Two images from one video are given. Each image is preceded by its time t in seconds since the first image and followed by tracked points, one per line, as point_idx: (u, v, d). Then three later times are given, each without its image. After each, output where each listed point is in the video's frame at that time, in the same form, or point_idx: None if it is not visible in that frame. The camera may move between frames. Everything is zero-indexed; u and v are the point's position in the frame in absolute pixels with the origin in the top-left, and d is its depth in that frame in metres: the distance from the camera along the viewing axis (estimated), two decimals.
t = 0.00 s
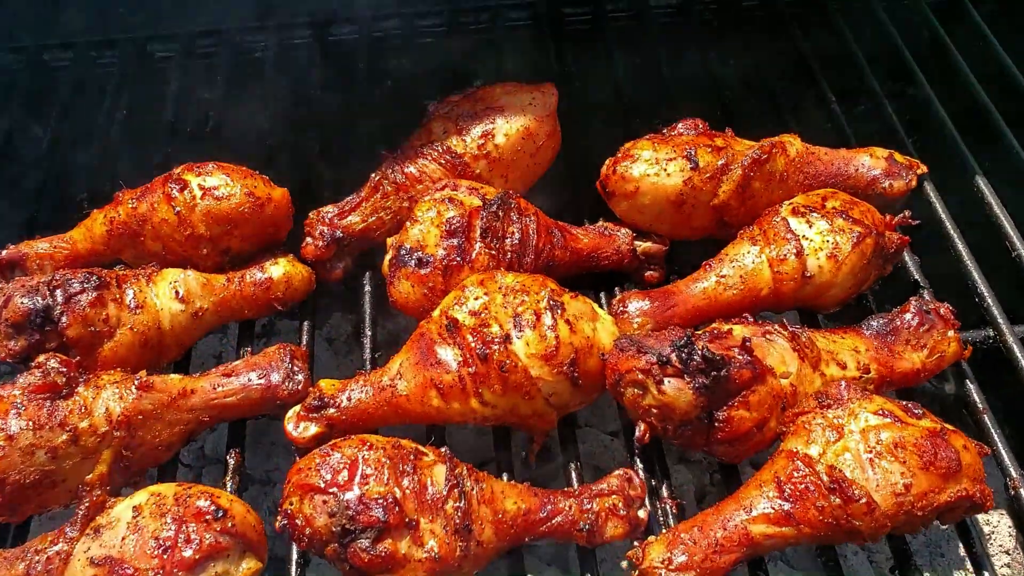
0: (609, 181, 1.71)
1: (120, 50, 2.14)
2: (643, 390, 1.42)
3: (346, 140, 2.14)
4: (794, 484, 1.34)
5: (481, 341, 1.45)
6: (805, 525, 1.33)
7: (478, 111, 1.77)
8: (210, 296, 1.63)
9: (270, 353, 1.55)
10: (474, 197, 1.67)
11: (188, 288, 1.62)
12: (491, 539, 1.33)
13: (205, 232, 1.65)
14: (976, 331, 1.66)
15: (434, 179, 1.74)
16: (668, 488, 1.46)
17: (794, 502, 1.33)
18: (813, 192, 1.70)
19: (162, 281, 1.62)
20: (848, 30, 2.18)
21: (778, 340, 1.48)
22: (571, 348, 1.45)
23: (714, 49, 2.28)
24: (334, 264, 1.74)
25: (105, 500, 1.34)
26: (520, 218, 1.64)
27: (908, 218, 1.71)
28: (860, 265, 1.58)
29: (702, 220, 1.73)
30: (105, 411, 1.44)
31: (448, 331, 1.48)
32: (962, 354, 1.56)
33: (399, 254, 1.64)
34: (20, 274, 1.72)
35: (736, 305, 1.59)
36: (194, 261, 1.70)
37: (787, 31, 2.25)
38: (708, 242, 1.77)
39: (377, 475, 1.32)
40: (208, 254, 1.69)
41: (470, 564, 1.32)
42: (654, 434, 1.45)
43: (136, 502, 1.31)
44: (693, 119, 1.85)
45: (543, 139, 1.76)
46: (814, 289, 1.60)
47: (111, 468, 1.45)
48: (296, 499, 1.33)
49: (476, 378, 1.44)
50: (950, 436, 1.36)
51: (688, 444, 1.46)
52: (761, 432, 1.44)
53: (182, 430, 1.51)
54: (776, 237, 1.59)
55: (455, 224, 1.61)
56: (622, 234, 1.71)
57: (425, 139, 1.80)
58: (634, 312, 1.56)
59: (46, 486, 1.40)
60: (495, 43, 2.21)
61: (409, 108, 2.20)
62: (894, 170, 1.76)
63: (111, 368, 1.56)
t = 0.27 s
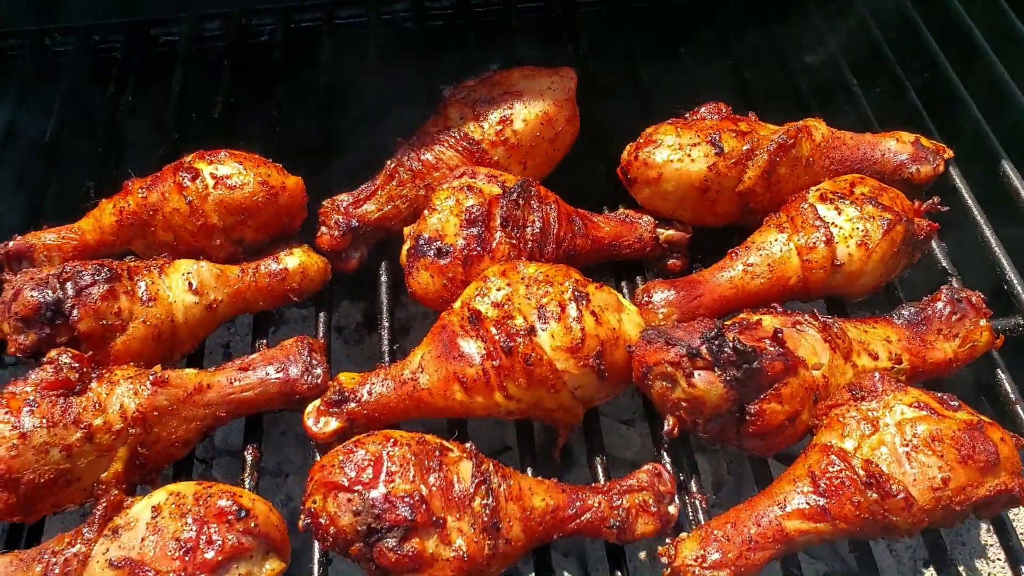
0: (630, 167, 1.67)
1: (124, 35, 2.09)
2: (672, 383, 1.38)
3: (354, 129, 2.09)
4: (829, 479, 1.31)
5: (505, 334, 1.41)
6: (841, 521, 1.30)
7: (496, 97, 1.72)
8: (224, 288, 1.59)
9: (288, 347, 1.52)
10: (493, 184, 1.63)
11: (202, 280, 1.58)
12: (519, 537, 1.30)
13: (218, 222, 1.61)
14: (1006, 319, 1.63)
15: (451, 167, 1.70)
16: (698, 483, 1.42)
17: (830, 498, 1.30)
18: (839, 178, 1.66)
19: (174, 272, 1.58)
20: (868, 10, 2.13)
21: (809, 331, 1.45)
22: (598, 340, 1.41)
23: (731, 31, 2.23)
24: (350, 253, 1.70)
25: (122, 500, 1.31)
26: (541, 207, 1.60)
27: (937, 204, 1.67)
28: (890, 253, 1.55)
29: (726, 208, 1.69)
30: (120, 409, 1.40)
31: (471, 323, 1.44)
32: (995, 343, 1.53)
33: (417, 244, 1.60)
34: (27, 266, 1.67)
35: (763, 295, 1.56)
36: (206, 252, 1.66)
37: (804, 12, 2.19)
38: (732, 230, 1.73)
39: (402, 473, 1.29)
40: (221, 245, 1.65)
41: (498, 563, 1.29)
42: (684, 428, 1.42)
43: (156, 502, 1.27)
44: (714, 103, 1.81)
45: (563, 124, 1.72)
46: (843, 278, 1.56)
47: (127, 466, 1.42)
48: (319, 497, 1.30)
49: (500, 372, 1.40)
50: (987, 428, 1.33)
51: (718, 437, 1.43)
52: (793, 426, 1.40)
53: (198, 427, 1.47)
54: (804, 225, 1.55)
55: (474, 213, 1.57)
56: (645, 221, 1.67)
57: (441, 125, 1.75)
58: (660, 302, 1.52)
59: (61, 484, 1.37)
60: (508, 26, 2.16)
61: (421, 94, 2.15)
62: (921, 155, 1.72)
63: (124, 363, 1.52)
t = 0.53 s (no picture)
0: (670, 158, 1.63)
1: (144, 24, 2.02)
2: (722, 380, 1.36)
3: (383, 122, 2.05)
4: (885, 477, 1.29)
5: (550, 330, 1.38)
6: (897, 520, 1.28)
7: (532, 87, 1.69)
8: (258, 282, 1.56)
9: (326, 343, 1.49)
10: (531, 176, 1.59)
11: (236, 274, 1.55)
12: (569, 537, 1.28)
13: (251, 215, 1.58)
14: None
15: (487, 159, 1.67)
16: (746, 482, 1.40)
17: (885, 496, 1.28)
18: (883, 170, 1.63)
19: (208, 267, 1.55)
20: None
21: (859, 326, 1.42)
22: (644, 336, 1.38)
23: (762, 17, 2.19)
24: (383, 247, 1.67)
25: (164, 500, 1.28)
26: (580, 199, 1.57)
27: (982, 196, 1.64)
28: (938, 246, 1.52)
29: (768, 199, 1.66)
30: (158, 407, 1.37)
31: (514, 318, 1.42)
32: None
33: (455, 238, 1.57)
34: (55, 259, 1.63)
35: (808, 288, 1.53)
36: (239, 245, 1.63)
37: None
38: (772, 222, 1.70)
39: (450, 472, 1.26)
40: (253, 238, 1.62)
41: (549, 564, 1.27)
42: (733, 426, 1.40)
43: (201, 503, 1.25)
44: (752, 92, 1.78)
45: (600, 114, 1.68)
46: (890, 271, 1.54)
47: (165, 465, 1.39)
48: (366, 497, 1.27)
49: (546, 369, 1.37)
50: None
51: (766, 435, 1.40)
52: (844, 422, 1.38)
53: (236, 425, 1.44)
54: (851, 218, 1.52)
55: (513, 205, 1.53)
56: (685, 213, 1.64)
57: (475, 116, 1.72)
58: (704, 297, 1.49)
59: (100, 484, 1.34)
60: (536, 13, 2.11)
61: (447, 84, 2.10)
62: (964, 145, 1.69)
63: (158, 359, 1.49)
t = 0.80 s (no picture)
0: (728, 156, 1.63)
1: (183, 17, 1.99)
2: (792, 381, 1.36)
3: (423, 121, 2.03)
4: (958, 480, 1.28)
5: (618, 330, 1.37)
6: (970, 522, 1.27)
7: (587, 85, 1.67)
8: (317, 281, 1.56)
9: (388, 343, 1.50)
10: (589, 174, 1.58)
11: (295, 273, 1.55)
12: (642, 540, 1.28)
13: (309, 213, 1.58)
14: None
15: (542, 157, 1.66)
16: (813, 483, 1.39)
17: (958, 498, 1.27)
18: (941, 169, 1.63)
19: (267, 265, 1.54)
20: None
21: (925, 327, 1.42)
22: (712, 337, 1.37)
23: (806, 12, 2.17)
24: (437, 245, 1.67)
25: (235, 501, 1.27)
26: (639, 197, 1.55)
27: None
28: (1000, 247, 1.52)
29: (824, 198, 1.65)
30: (224, 408, 1.36)
31: (578, 319, 1.40)
32: None
33: (512, 237, 1.55)
34: (108, 257, 1.62)
35: (870, 288, 1.53)
36: (295, 243, 1.63)
37: None
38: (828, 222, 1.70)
39: (523, 474, 1.25)
40: (309, 236, 1.61)
41: (622, 567, 1.26)
42: (800, 427, 1.39)
43: (273, 505, 1.24)
44: (805, 90, 1.77)
45: (656, 112, 1.67)
46: (951, 272, 1.53)
47: (230, 466, 1.38)
48: (438, 498, 1.27)
49: (614, 370, 1.37)
50: None
51: (833, 436, 1.40)
52: (913, 424, 1.38)
53: (300, 425, 1.44)
54: (913, 218, 1.52)
55: (574, 204, 1.52)
56: (742, 211, 1.63)
57: (529, 114, 1.70)
58: (767, 297, 1.49)
59: (167, 485, 1.33)
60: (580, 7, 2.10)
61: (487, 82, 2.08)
62: (1020, 145, 1.69)
63: (219, 358, 1.49)
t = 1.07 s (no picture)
0: (786, 161, 1.63)
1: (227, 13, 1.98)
2: (859, 389, 1.37)
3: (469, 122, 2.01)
4: None
5: (685, 336, 1.37)
6: None
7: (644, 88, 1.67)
8: (377, 282, 1.57)
9: (450, 346, 1.50)
10: (649, 178, 1.58)
11: (355, 275, 1.55)
12: (712, 547, 1.28)
13: (369, 215, 1.58)
14: None
15: (599, 160, 1.65)
16: (875, 492, 1.40)
17: None
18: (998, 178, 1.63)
19: (328, 266, 1.55)
20: None
21: (989, 335, 1.42)
22: (779, 344, 1.38)
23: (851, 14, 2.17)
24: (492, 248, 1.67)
25: (306, 504, 1.27)
26: (699, 202, 1.56)
27: None
28: None
29: (880, 205, 1.66)
30: (290, 410, 1.36)
31: (643, 324, 1.40)
32: None
33: (572, 240, 1.55)
34: (163, 256, 1.61)
35: (930, 295, 1.53)
36: (353, 245, 1.63)
37: None
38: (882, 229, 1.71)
39: (595, 481, 1.25)
40: (367, 238, 1.61)
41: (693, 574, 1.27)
42: (864, 435, 1.40)
43: (346, 509, 1.24)
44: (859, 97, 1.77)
45: (712, 116, 1.67)
46: (1010, 281, 1.54)
47: (295, 467, 1.38)
48: (509, 503, 1.27)
49: (681, 376, 1.37)
50: None
51: (896, 445, 1.41)
52: (977, 433, 1.38)
53: (363, 426, 1.44)
54: (974, 226, 1.52)
55: (634, 208, 1.52)
56: (799, 216, 1.64)
57: (584, 117, 1.70)
58: (829, 304, 1.50)
59: (234, 487, 1.33)
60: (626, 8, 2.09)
61: (531, 82, 2.06)
62: None
63: (280, 359, 1.49)
